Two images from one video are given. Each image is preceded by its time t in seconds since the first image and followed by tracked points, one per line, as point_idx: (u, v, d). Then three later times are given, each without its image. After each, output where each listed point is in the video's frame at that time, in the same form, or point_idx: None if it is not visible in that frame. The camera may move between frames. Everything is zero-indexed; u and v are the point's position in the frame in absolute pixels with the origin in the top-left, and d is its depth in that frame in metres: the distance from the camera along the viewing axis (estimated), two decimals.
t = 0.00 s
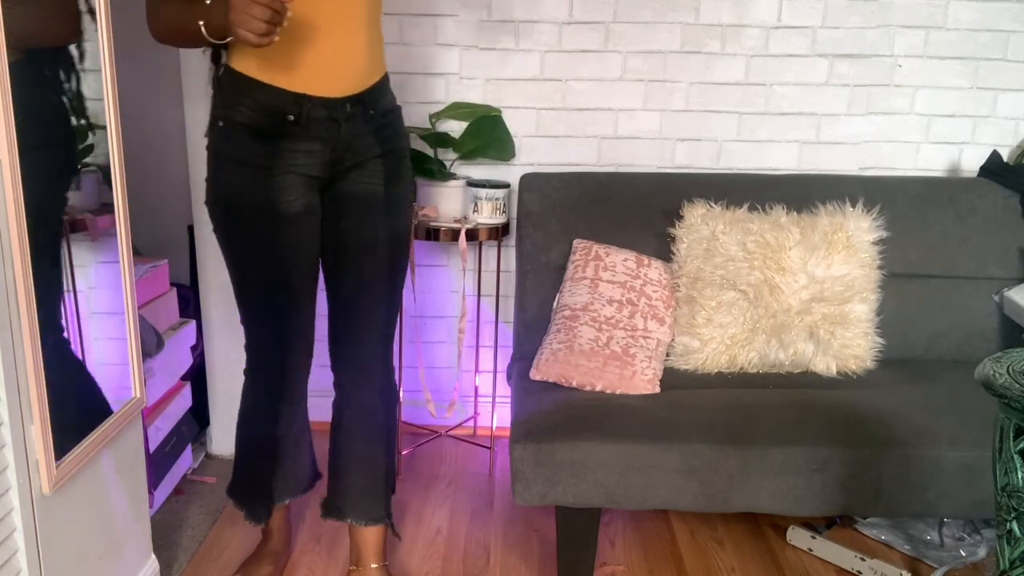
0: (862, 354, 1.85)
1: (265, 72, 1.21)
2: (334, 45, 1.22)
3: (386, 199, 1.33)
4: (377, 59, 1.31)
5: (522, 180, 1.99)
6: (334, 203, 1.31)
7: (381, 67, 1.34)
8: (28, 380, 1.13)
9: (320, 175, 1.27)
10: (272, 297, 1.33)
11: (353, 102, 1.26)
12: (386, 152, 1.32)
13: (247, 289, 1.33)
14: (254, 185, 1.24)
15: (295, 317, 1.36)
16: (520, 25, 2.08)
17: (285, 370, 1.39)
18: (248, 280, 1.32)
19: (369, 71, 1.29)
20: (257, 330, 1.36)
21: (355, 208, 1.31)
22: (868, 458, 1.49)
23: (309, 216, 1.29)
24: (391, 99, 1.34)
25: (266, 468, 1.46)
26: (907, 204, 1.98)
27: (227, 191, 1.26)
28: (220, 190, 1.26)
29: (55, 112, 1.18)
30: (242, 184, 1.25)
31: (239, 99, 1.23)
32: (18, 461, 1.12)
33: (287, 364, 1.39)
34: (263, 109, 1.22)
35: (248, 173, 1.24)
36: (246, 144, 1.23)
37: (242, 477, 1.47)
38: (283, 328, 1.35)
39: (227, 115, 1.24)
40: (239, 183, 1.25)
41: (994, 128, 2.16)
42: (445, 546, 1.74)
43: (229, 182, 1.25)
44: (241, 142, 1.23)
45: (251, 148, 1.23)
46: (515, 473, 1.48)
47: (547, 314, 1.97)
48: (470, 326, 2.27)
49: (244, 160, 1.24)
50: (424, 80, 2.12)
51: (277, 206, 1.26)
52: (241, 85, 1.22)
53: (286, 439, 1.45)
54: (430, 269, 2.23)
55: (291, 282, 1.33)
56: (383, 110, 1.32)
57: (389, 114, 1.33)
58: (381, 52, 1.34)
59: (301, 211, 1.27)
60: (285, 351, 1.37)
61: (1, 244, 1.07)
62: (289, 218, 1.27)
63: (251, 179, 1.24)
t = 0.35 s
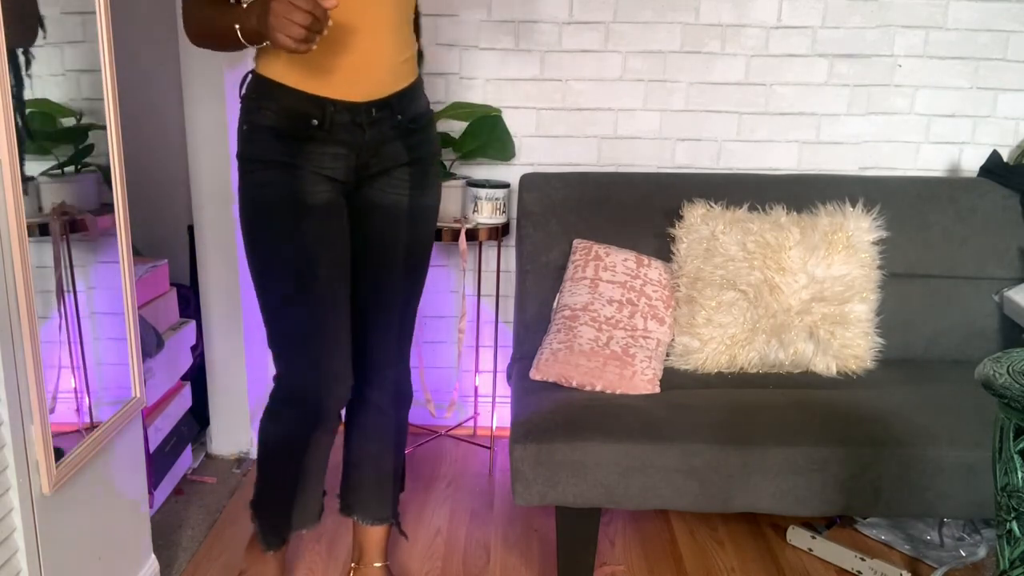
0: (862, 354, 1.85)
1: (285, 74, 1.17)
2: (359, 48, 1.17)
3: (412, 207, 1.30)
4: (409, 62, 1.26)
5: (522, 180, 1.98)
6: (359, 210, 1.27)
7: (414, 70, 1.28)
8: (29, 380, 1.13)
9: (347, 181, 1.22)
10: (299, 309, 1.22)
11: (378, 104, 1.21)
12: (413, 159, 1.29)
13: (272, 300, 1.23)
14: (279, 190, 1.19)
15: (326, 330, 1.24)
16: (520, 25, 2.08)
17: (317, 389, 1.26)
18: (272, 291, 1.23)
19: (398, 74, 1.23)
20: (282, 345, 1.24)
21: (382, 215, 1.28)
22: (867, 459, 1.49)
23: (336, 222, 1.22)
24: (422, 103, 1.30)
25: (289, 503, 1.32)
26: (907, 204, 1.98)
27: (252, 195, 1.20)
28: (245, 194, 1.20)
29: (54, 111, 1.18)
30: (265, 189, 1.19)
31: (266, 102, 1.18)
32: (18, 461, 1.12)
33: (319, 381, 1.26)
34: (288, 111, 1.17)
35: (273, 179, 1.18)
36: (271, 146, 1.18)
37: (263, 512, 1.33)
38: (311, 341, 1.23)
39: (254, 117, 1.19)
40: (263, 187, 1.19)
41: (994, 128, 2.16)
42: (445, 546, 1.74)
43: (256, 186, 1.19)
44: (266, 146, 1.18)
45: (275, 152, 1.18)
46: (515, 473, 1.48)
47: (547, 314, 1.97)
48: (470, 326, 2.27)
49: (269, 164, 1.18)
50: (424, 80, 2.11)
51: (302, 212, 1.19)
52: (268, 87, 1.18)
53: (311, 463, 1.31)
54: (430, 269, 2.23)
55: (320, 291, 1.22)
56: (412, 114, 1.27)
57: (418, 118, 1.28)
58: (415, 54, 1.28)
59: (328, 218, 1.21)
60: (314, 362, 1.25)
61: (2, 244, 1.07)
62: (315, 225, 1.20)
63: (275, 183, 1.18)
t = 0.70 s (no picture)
0: (862, 354, 1.85)
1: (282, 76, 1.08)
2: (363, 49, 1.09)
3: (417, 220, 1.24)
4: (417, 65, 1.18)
5: (522, 180, 1.98)
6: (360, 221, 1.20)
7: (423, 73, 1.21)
8: (29, 380, 1.13)
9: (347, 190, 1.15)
10: (299, 327, 1.12)
11: (383, 110, 1.14)
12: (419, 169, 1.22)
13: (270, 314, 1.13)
14: (276, 197, 1.10)
15: (331, 348, 1.15)
16: (520, 25, 2.08)
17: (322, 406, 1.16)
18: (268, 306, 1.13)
19: (405, 79, 1.16)
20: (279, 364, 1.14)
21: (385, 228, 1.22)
22: (867, 458, 1.49)
23: (337, 234, 1.14)
24: (429, 109, 1.23)
25: (285, 540, 1.19)
26: (907, 204, 1.98)
27: (246, 201, 1.11)
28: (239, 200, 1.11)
29: (54, 111, 1.18)
30: (262, 195, 1.10)
31: (264, 101, 1.09)
32: (18, 461, 1.12)
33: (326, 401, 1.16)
34: (287, 113, 1.09)
35: (270, 184, 1.10)
36: (268, 149, 1.09)
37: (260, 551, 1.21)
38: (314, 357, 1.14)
39: (251, 118, 1.11)
40: (260, 193, 1.10)
41: (994, 128, 2.16)
42: (445, 546, 1.74)
43: (251, 191, 1.10)
44: (263, 149, 1.10)
45: (272, 155, 1.09)
46: (515, 473, 1.48)
47: (547, 314, 1.97)
48: (470, 326, 2.27)
49: (265, 169, 1.10)
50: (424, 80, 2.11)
51: (301, 222, 1.11)
52: (266, 86, 1.10)
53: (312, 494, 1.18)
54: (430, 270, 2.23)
55: (322, 307, 1.13)
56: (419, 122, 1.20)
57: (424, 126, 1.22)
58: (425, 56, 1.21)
59: (329, 229, 1.13)
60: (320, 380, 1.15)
61: (1, 244, 1.07)
62: (315, 236, 1.12)
63: (272, 189, 1.10)
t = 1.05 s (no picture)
0: (862, 354, 1.85)
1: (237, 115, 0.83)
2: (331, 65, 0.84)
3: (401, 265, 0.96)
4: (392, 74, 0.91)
5: (522, 180, 1.98)
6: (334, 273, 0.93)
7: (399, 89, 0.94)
8: (28, 381, 1.13)
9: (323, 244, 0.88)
10: (274, 417, 0.86)
11: (364, 139, 0.88)
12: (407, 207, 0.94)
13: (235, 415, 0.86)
14: (239, 263, 0.83)
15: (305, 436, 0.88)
16: (520, 25, 2.08)
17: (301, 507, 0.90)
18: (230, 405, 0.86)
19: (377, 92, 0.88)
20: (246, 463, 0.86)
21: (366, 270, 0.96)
22: (867, 459, 1.49)
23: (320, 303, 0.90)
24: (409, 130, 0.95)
25: None
26: (907, 204, 1.98)
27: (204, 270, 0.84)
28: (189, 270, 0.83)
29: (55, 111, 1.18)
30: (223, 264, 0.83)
31: (220, 139, 0.83)
32: (18, 461, 1.12)
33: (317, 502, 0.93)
34: (256, 150, 0.83)
35: (234, 244, 0.83)
36: (227, 201, 0.83)
37: None
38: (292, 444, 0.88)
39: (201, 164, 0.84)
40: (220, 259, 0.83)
41: (994, 128, 2.16)
42: (445, 547, 1.74)
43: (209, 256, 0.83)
44: (225, 197, 0.83)
45: (235, 209, 0.83)
46: (516, 473, 1.48)
47: (547, 314, 1.97)
48: (470, 326, 2.27)
49: (228, 222, 0.83)
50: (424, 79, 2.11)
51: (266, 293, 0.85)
52: (220, 124, 0.83)
53: None
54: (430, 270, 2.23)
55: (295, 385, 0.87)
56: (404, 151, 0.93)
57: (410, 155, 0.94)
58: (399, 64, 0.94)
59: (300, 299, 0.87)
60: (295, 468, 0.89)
61: (2, 245, 1.07)
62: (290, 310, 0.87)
63: (236, 253, 0.83)
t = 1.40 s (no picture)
0: (862, 354, 1.85)
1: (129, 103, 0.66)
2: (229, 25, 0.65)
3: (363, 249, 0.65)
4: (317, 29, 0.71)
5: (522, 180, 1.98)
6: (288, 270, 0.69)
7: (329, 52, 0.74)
8: (28, 381, 1.13)
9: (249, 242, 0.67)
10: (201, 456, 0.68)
11: (286, 107, 0.68)
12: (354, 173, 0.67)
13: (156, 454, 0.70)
14: (144, 279, 0.67)
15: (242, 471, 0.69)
16: (520, 24, 2.08)
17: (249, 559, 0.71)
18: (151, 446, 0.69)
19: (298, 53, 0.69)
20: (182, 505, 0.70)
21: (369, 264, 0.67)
22: (867, 458, 1.49)
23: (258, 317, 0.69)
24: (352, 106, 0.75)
25: None
26: (907, 204, 1.98)
27: (110, 293, 0.69)
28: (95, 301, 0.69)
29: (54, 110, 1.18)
30: (128, 284, 0.67)
31: (109, 135, 0.67)
32: (18, 461, 1.12)
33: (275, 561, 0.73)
34: (148, 140, 0.66)
35: (139, 261, 0.67)
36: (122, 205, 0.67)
37: None
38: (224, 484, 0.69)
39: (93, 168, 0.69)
40: (123, 279, 0.67)
41: (994, 128, 2.16)
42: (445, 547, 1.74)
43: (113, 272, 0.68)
44: (122, 207, 0.67)
45: (136, 218, 0.67)
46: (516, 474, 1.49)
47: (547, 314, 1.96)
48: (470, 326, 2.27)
49: (130, 236, 0.67)
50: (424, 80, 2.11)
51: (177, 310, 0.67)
52: (106, 119, 0.68)
53: None
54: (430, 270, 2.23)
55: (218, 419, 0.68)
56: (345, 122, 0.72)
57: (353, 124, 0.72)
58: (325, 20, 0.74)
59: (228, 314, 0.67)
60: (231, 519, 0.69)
61: (2, 245, 1.07)
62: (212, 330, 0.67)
63: (140, 268, 0.67)
